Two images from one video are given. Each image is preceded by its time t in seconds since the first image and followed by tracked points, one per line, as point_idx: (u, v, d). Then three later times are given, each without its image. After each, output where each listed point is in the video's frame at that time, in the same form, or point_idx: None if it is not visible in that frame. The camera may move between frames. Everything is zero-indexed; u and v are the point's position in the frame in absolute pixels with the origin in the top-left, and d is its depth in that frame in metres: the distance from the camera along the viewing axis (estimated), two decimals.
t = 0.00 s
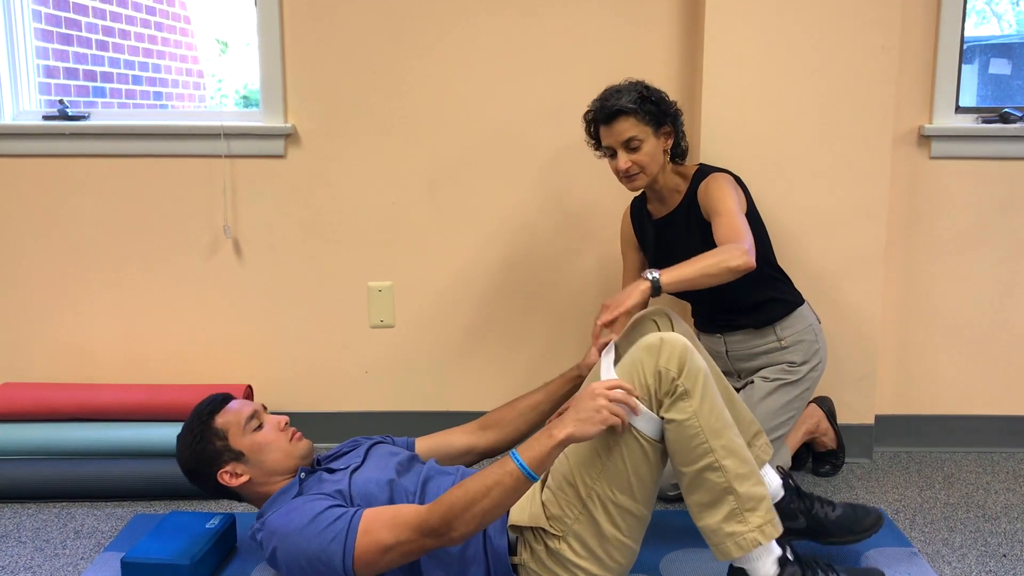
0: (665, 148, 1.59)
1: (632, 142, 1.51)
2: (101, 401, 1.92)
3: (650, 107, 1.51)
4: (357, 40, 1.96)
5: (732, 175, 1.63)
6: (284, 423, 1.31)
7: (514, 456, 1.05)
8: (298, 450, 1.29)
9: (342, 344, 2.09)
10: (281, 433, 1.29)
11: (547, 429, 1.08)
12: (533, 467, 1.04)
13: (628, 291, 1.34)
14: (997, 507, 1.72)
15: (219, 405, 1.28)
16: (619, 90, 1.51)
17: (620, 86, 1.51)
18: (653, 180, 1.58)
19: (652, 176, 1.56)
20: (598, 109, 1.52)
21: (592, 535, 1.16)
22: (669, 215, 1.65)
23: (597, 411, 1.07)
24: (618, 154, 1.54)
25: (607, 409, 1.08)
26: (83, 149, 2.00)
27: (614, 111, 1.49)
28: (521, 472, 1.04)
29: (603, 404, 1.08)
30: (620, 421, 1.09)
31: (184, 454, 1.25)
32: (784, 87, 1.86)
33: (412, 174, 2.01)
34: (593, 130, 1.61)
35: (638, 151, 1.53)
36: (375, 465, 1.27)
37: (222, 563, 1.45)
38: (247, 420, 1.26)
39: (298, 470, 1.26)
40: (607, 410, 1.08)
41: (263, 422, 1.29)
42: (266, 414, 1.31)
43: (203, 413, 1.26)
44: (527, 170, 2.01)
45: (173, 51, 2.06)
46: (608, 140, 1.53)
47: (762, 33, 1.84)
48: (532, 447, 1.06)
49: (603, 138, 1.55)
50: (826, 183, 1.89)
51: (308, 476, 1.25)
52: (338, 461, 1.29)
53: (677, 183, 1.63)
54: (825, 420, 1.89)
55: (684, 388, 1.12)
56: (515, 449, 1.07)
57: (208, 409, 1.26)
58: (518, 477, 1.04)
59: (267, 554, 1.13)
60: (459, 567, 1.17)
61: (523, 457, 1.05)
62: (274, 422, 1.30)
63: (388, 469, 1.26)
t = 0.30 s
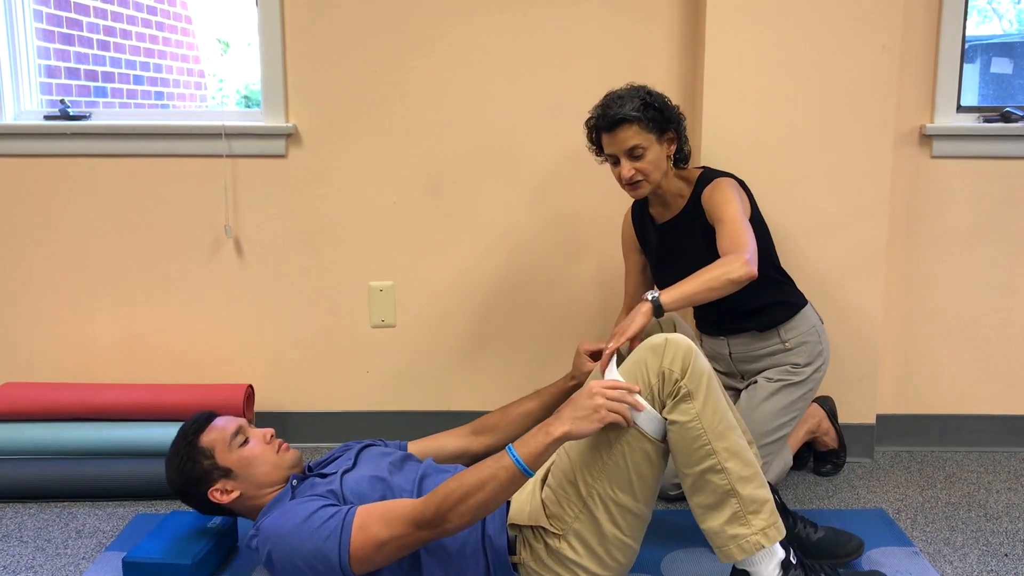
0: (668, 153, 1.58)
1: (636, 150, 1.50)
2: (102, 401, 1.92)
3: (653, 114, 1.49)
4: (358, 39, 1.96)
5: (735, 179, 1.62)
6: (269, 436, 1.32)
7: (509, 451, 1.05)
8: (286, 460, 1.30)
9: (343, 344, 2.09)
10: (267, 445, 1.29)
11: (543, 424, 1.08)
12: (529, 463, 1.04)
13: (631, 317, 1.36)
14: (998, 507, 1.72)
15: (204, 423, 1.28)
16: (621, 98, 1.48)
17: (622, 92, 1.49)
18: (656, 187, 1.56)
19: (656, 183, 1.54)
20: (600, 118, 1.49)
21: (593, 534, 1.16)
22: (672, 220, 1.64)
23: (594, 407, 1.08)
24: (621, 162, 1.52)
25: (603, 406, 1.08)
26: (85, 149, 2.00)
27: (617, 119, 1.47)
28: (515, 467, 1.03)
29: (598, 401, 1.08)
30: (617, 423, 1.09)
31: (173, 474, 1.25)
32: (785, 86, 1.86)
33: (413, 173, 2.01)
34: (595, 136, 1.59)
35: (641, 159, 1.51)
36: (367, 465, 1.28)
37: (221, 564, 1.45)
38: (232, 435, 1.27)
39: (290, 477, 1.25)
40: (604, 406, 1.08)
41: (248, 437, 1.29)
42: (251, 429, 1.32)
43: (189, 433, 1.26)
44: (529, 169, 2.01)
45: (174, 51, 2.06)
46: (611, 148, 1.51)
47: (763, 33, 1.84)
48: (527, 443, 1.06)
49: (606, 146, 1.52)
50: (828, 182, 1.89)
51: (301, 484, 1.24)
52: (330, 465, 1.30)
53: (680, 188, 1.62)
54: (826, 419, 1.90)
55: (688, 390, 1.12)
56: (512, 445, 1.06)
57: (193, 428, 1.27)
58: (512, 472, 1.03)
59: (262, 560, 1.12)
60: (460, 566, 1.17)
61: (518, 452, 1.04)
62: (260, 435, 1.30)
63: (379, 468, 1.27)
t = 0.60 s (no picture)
0: (669, 156, 1.56)
1: (637, 155, 1.48)
2: (103, 400, 1.92)
3: (655, 118, 1.46)
4: (359, 39, 1.96)
5: (737, 182, 1.61)
6: (260, 445, 1.34)
7: (500, 455, 1.06)
8: (277, 468, 1.33)
9: (344, 344, 2.09)
10: (257, 454, 1.32)
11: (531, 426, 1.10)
12: (520, 464, 1.06)
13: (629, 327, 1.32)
14: (999, 507, 1.72)
15: (192, 440, 1.30)
16: (623, 101, 1.45)
17: (623, 96, 1.46)
18: (657, 191, 1.55)
19: (657, 188, 1.53)
20: (601, 122, 1.47)
21: (591, 531, 1.16)
22: (673, 223, 1.63)
23: (581, 403, 1.09)
24: (622, 166, 1.51)
25: (589, 400, 1.10)
26: (86, 148, 2.00)
27: (618, 125, 1.44)
28: (508, 471, 1.05)
29: (585, 397, 1.10)
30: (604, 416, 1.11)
31: (170, 494, 1.29)
32: (787, 86, 1.86)
33: (414, 173, 2.01)
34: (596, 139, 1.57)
35: (642, 163, 1.49)
36: (360, 468, 1.28)
37: (223, 563, 1.45)
38: (221, 448, 1.29)
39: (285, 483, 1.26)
40: (591, 402, 1.10)
41: (238, 448, 1.32)
42: (241, 440, 1.34)
43: (178, 451, 1.29)
44: (529, 169, 2.01)
45: (175, 51, 2.06)
46: (613, 153, 1.49)
47: (764, 33, 1.84)
48: (518, 445, 1.07)
49: (606, 150, 1.51)
50: (829, 183, 1.89)
51: (296, 489, 1.25)
52: (323, 469, 1.30)
53: (681, 190, 1.61)
54: (827, 420, 1.90)
55: (673, 381, 1.12)
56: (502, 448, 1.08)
57: (183, 446, 1.29)
58: (505, 475, 1.05)
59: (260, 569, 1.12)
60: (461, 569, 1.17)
61: (509, 455, 1.06)
62: (250, 446, 1.33)
63: (374, 471, 1.27)
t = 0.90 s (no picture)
0: (671, 159, 1.56)
1: (639, 158, 1.48)
2: (104, 401, 1.92)
3: (657, 120, 1.46)
4: (360, 40, 1.96)
5: (739, 184, 1.60)
6: (253, 451, 1.34)
7: (493, 483, 1.07)
8: (272, 473, 1.33)
9: (345, 344, 2.09)
10: (252, 461, 1.32)
11: (522, 452, 1.10)
12: (513, 492, 1.06)
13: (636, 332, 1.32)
14: (1000, 508, 1.72)
15: (186, 448, 1.31)
16: (625, 103, 1.45)
17: (625, 98, 1.45)
18: (659, 193, 1.55)
19: (659, 190, 1.53)
20: (603, 124, 1.46)
21: (592, 534, 1.16)
22: (674, 225, 1.63)
23: (571, 431, 1.10)
24: (624, 168, 1.50)
25: (579, 427, 1.10)
26: (87, 149, 2.00)
27: (621, 127, 1.44)
28: (501, 499, 1.06)
29: (575, 424, 1.11)
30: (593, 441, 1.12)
31: (167, 501, 1.30)
32: (788, 87, 1.86)
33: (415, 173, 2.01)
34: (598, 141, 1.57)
35: (644, 166, 1.49)
36: (356, 471, 1.28)
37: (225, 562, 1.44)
38: (216, 454, 1.29)
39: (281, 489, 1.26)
40: (581, 429, 1.10)
41: (233, 455, 1.32)
42: (234, 446, 1.35)
43: (173, 459, 1.29)
44: (530, 170, 2.01)
45: (176, 51, 2.06)
46: (615, 155, 1.49)
47: (765, 34, 1.84)
48: (510, 473, 1.08)
49: (608, 152, 1.50)
50: (830, 183, 1.89)
51: (291, 493, 1.25)
52: (320, 472, 1.30)
53: (682, 194, 1.60)
54: (828, 420, 1.90)
55: (683, 390, 1.12)
56: (494, 477, 1.08)
57: (178, 453, 1.30)
58: (499, 504, 1.05)
59: None
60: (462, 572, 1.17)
61: (502, 483, 1.07)
62: (244, 452, 1.33)
63: (371, 474, 1.27)
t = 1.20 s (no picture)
0: (676, 159, 1.55)
1: (643, 156, 1.47)
2: (104, 401, 1.92)
3: (662, 119, 1.46)
4: (361, 40, 1.96)
5: (744, 186, 1.60)
6: (253, 452, 1.34)
7: (476, 505, 1.09)
8: (271, 476, 1.33)
9: (345, 345, 2.10)
10: (251, 462, 1.32)
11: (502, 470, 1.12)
12: (496, 511, 1.08)
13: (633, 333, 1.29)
14: (1001, 508, 1.72)
15: (187, 448, 1.31)
16: (630, 101, 1.45)
17: (631, 96, 1.45)
18: (663, 193, 1.55)
19: (663, 190, 1.53)
20: (609, 122, 1.46)
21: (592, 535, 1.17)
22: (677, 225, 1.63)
23: (548, 447, 1.12)
24: (628, 167, 1.50)
25: (557, 442, 1.12)
26: (87, 149, 2.00)
27: (626, 124, 1.44)
28: (485, 520, 1.07)
29: (552, 440, 1.13)
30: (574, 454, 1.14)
31: (167, 502, 1.30)
32: (788, 87, 1.86)
33: (416, 174, 2.01)
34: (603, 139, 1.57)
35: (649, 165, 1.49)
36: (354, 474, 1.28)
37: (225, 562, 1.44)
38: (215, 455, 1.30)
39: (279, 490, 1.26)
40: (558, 444, 1.12)
41: (232, 455, 1.32)
42: (234, 447, 1.35)
43: (174, 459, 1.30)
44: (531, 170, 2.01)
45: (177, 51, 2.06)
46: (619, 152, 1.49)
47: (766, 34, 1.84)
48: (491, 492, 1.10)
49: (613, 150, 1.50)
50: (830, 183, 1.89)
51: (290, 494, 1.26)
52: (317, 474, 1.31)
53: (686, 194, 1.60)
54: (829, 421, 1.90)
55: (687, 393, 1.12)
56: (476, 498, 1.10)
57: (178, 454, 1.30)
58: (483, 525, 1.07)
59: None
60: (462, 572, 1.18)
61: (484, 503, 1.08)
62: (243, 453, 1.33)
63: (369, 476, 1.28)
